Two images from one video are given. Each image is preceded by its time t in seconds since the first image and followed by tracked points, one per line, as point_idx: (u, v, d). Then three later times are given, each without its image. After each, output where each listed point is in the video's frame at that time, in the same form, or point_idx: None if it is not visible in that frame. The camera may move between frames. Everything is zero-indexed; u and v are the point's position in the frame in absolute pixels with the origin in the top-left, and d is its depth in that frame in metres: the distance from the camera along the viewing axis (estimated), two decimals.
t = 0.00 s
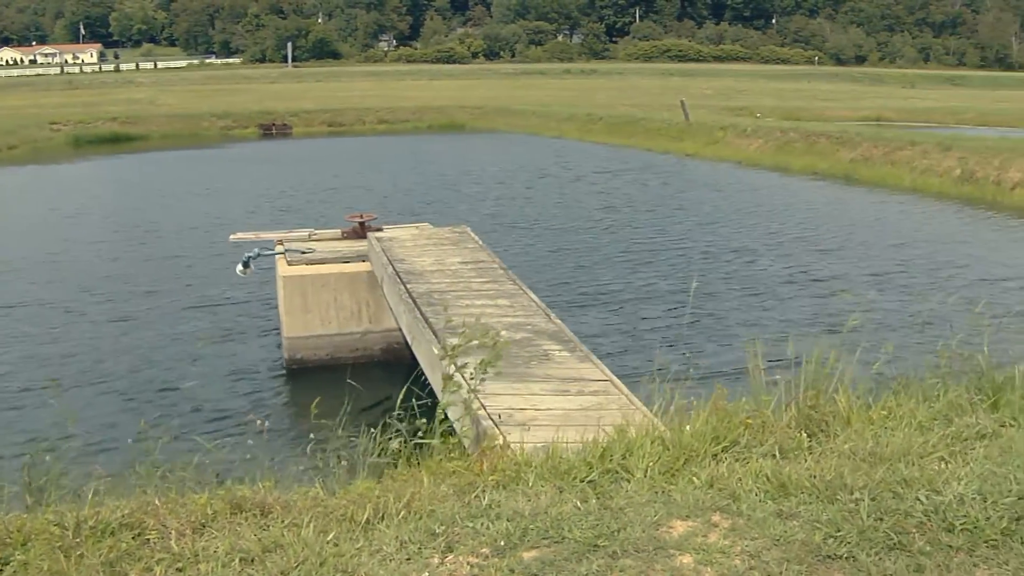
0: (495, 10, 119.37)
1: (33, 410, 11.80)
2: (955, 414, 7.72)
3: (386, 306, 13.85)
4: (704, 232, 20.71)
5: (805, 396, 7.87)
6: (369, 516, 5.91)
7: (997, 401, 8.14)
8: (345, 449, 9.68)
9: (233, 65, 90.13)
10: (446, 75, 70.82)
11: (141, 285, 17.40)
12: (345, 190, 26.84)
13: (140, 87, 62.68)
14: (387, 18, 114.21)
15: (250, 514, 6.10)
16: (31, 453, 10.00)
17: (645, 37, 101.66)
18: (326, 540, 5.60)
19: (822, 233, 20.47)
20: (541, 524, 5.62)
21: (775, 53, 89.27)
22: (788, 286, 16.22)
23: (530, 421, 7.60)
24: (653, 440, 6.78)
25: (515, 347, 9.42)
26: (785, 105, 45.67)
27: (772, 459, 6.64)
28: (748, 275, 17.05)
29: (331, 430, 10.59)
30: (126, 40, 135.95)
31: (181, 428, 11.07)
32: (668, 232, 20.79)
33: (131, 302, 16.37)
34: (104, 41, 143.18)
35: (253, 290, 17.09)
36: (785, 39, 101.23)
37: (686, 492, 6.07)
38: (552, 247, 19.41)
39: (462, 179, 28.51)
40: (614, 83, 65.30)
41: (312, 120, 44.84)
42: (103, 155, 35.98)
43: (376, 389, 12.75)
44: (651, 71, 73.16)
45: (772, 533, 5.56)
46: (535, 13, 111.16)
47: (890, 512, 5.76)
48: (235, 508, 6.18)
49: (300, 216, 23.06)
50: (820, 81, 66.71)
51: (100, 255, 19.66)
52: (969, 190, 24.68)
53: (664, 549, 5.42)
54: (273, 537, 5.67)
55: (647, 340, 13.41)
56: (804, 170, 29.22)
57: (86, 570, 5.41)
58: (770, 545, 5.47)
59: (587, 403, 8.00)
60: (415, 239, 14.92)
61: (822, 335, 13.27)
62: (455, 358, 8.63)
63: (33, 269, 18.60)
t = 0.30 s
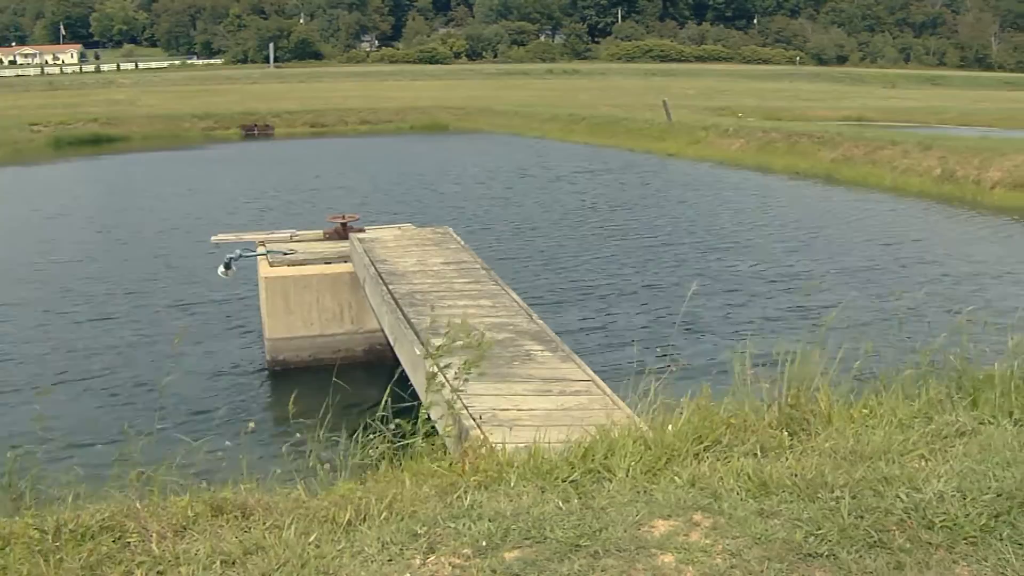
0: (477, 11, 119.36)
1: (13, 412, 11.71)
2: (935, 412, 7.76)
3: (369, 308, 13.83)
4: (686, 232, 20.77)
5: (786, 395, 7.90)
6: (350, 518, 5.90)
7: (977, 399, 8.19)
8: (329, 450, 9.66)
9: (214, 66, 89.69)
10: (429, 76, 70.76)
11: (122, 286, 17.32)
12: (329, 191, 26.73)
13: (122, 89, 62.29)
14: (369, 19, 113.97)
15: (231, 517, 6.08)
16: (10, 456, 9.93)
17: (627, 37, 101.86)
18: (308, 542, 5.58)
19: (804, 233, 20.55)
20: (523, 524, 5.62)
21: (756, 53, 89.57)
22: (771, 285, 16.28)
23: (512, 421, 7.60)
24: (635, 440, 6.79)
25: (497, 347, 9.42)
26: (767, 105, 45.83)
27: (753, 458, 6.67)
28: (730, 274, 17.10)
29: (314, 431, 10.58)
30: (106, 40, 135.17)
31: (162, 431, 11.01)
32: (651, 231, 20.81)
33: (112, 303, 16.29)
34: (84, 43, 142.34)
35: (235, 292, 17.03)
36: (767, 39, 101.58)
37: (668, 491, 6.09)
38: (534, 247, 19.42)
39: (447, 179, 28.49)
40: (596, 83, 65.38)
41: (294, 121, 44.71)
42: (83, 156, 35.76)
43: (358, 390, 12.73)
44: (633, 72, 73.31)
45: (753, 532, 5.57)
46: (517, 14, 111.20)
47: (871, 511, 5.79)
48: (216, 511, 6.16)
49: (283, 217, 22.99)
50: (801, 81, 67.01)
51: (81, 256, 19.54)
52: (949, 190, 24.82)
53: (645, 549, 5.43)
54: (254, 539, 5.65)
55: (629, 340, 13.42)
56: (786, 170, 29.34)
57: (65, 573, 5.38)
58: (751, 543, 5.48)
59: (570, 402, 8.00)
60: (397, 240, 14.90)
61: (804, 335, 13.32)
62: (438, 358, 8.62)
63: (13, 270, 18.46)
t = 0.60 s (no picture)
0: (464, 11, 119.30)
1: None
2: (920, 410, 7.79)
3: (354, 308, 13.83)
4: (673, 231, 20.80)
5: (772, 394, 7.92)
6: (336, 519, 5.90)
7: (961, 397, 8.23)
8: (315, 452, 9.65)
9: (200, 66, 89.31)
10: (416, 76, 70.68)
11: (107, 287, 17.23)
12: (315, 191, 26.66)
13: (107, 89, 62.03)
14: (356, 19, 113.72)
15: (217, 519, 6.06)
16: None
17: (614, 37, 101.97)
18: (294, 543, 5.57)
19: (789, 232, 20.61)
20: (509, 525, 5.63)
21: (742, 53, 89.79)
22: (757, 284, 16.33)
23: (499, 421, 7.60)
24: (621, 439, 6.80)
25: (483, 347, 9.41)
26: (753, 105, 45.94)
27: (739, 457, 6.68)
28: (716, 273, 17.14)
29: (300, 432, 10.55)
30: (91, 40, 134.48)
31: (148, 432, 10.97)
32: (638, 231, 20.84)
33: (98, 304, 16.22)
34: (69, 44, 141.65)
35: (221, 293, 16.98)
36: (753, 39, 101.83)
37: (654, 490, 6.10)
38: (521, 247, 19.41)
39: (433, 179, 28.44)
40: (582, 82, 65.42)
41: (280, 122, 44.61)
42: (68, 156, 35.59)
43: (345, 390, 12.70)
44: (620, 72, 73.36)
45: (739, 531, 5.59)
46: (504, 14, 111.21)
47: (855, 509, 5.81)
48: (202, 512, 6.14)
49: (269, 217, 22.93)
50: (787, 80, 67.28)
51: (67, 257, 19.45)
52: (934, 188, 24.96)
53: (631, 548, 5.43)
54: (240, 540, 5.63)
55: (615, 339, 13.43)
56: (772, 169, 29.43)
57: None
58: (736, 542, 5.50)
59: (556, 403, 8.00)
60: (383, 241, 14.89)
61: (789, 333, 13.36)
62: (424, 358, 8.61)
63: None
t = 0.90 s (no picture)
0: (448, 11, 119.15)
1: None
2: (902, 409, 7.83)
3: (338, 309, 13.81)
4: (656, 230, 20.84)
5: (756, 393, 7.94)
6: (319, 520, 5.88)
7: (944, 395, 8.28)
8: (299, 453, 9.61)
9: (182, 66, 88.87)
10: (399, 76, 70.53)
11: (88, 288, 17.14)
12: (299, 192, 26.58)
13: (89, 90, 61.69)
14: (339, 19, 113.39)
15: (200, 521, 6.04)
16: None
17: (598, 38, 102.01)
18: (277, 545, 5.56)
19: (773, 231, 20.67)
20: (492, 525, 5.62)
21: (726, 53, 89.98)
22: (740, 283, 16.37)
23: (482, 421, 7.60)
24: (604, 439, 6.81)
25: (466, 347, 9.41)
26: (736, 105, 46.04)
27: (721, 456, 6.69)
28: (700, 272, 17.17)
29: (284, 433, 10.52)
30: (72, 41, 133.73)
31: (132, 434, 10.92)
32: (622, 230, 20.85)
33: (81, 305, 16.12)
34: (50, 44, 140.77)
35: (204, 293, 16.91)
36: (736, 39, 102.07)
37: (637, 490, 6.12)
38: (505, 247, 19.40)
39: (417, 180, 28.36)
40: (565, 82, 65.45)
41: (263, 122, 44.48)
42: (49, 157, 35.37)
43: (328, 391, 12.68)
44: (605, 72, 73.40)
45: (722, 530, 5.60)
46: (487, 14, 111.07)
47: (837, 507, 5.84)
48: (185, 514, 6.12)
49: (252, 218, 22.84)
50: (770, 81, 67.52)
51: (49, 258, 19.32)
52: (917, 188, 25.09)
53: (613, 547, 5.44)
54: (223, 543, 5.61)
55: (599, 339, 13.45)
56: (755, 169, 29.51)
57: None
58: (719, 541, 5.51)
59: (540, 402, 8.00)
60: (366, 241, 14.88)
61: (773, 332, 13.39)
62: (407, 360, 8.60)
63: None
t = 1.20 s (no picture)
0: (431, 11, 119.05)
1: None
2: (883, 407, 7.88)
3: (321, 310, 13.80)
4: (639, 230, 20.88)
5: (737, 392, 7.97)
6: (302, 522, 5.87)
7: (925, 394, 8.33)
8: (281, 454, 9.59)
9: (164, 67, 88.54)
10: (382, 77, 70.44)
11: (68, 290, 17.04)
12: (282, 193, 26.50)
13: (69, 91, 61.35)
14: (322, 19, 113.15)
15: (182, 523, 6.02)
16: None
17: (581, 38, 102.13)
18: (259, 547, 5.55)
19: (756, 230, 20.73)
20: (475, 526, 5.63)
21: (708, 54, 90.25)
22: (723, 283, 16.43)
23: (464, 422, 7.60)
24: (587, 439, 6.82)
25: (449, 348, 9.42)
26: (719, 105, 46.17)
27: (704, 455, 6.71)
28: (683, 272, 17.21)
29: (267, 435, 10.49)
30: (54, 42, 133.01)
31: (113, 436, 10.87)
32: (606, 230, 20.86)
33: (62, 307, 16.04)
34: (31, 45, 139.95)
35: (186, 295, 16.85)
36: (719, 39, 102.37)
37: (619, 490, 6.13)
38: (488, 247, 19.39)
39: (401, 180, 28.31)
40: (549, 83, 65.50)
41: (246, 123, 44.33)
42: (30, 159, 35.17)
43: (312, 393, 12.65)
44: (588, 73, 73.48)
45: (704, 529, 5.62)
46: (470, 15, 111.02)
47: (819, 505, 5.86)
48: (167, 517, 6.09)
49: (235, 219, 22.76)
50: (753, 80, 67.74)
51: (29, 260, 19.20)
52: (898, 187, 25.21)
53: (595, 547, 5.45)
54: (205, 545, 5.59)
55: (582, 339, 13.46)
56: (738, 169, 29.60)
57: None
58: (701, 540, 5.53)
59: (523, 403, 8.01)
60: (349, 242, 14.86)
61: (755, 331, 13.44)
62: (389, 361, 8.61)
63: None
